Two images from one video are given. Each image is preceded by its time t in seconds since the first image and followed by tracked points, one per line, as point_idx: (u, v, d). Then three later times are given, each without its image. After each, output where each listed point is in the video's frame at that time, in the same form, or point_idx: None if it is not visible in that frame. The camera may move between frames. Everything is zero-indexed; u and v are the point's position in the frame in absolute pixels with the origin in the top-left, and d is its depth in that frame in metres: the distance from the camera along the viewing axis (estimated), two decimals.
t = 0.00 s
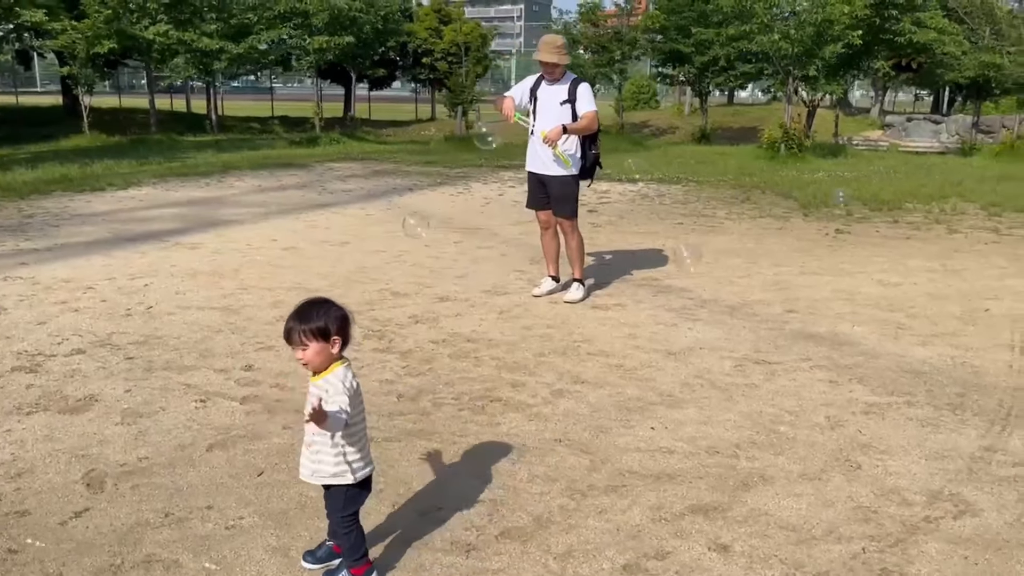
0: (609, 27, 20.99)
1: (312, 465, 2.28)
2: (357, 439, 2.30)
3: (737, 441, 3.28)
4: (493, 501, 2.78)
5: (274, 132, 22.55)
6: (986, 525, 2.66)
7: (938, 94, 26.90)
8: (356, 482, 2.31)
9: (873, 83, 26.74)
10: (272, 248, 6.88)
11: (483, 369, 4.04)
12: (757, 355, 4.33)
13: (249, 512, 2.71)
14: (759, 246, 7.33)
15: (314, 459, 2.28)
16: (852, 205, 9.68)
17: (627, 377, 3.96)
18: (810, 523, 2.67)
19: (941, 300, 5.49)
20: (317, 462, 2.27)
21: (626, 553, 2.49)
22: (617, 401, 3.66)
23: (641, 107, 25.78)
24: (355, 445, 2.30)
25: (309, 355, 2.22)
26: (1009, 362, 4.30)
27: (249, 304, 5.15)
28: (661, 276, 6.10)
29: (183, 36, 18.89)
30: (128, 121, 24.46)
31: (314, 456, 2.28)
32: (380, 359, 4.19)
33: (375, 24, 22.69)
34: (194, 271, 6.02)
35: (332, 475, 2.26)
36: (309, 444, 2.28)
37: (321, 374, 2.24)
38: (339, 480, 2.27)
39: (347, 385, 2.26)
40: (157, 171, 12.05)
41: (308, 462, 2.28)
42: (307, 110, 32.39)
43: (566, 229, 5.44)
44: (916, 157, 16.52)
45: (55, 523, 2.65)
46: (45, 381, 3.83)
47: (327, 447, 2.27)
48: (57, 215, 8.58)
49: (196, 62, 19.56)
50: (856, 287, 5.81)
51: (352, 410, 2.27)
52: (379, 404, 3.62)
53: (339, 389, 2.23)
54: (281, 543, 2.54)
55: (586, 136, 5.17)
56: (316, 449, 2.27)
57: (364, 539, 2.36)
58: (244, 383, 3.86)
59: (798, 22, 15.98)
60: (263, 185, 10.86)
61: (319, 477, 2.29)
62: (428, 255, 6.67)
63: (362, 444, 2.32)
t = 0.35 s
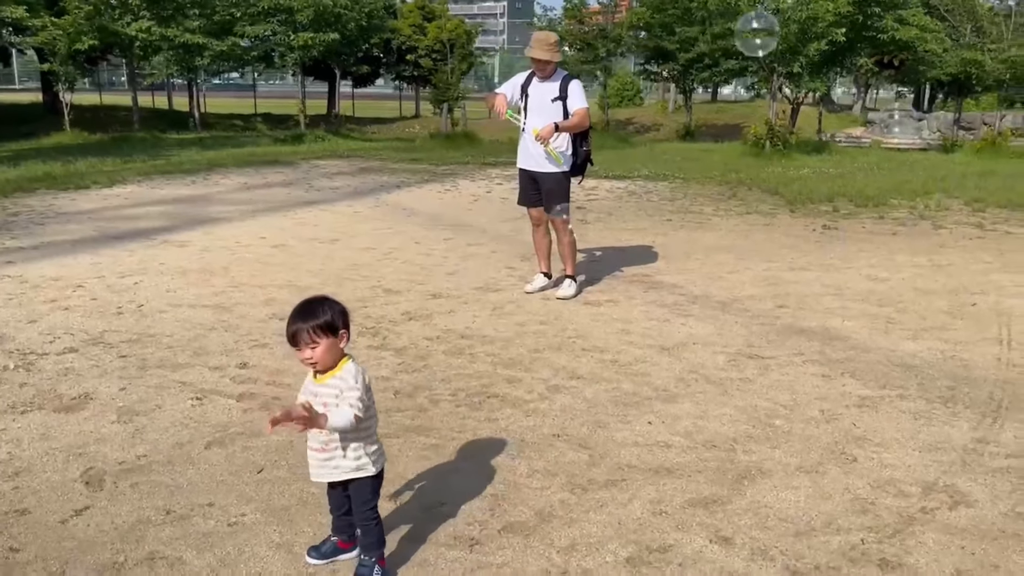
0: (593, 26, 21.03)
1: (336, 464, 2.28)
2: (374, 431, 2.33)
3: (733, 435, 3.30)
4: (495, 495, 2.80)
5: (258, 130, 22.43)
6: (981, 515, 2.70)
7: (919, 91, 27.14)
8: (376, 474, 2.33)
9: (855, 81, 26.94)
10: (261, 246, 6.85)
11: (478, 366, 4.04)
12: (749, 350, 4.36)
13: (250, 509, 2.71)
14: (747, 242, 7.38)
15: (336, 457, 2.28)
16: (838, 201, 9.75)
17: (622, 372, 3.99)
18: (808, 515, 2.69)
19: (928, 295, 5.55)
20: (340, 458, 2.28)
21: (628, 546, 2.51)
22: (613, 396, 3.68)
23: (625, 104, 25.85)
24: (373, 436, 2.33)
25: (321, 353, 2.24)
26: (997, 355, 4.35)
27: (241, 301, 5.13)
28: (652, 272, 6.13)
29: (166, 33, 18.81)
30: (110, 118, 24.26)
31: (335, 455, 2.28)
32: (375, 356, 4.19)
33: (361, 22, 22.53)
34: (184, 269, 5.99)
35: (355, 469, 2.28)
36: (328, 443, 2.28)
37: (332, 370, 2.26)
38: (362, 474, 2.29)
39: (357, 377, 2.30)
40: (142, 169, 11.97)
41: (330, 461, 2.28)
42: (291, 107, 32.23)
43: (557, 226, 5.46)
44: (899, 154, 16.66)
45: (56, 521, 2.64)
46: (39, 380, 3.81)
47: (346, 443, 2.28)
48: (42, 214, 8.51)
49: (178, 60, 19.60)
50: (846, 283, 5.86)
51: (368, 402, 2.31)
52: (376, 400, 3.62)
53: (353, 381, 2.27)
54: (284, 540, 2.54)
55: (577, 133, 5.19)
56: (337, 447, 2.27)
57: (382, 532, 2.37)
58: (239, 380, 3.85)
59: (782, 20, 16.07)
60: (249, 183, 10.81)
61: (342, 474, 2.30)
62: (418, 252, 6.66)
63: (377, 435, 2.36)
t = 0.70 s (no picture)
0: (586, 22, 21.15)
1: (347, 461, 2.30)
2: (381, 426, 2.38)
3: (728, 426, 3.33)
4: (493, 485, 2.83)
5: (251, 125, 22.41)
6: (973, 504, 2.74)
7: (911, 88, 27.25)
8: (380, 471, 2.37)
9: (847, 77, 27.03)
10: (257, 241, 6.87)
11: (474, 359, 4.07)
12: (743, 343, 4.40)
13: (250, 498, 2.73)
14: (741, 237, 7.42)
15: (349, 454, 2.30)
16: (830, 197, 9.80)
17: (617, 364, 4.02)
18: (802, 504, 2.72)
19: (921, 289, 5.59)
20: (354, 455, 2.30)
21: (624, 535, 2.53)
22: (609, 389, 3.71)
23: (619, 101, 25.90)
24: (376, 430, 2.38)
25: (334, 352, 2.24)
26: (989, 348, 4.40)
27: (237, 295, 5.15)
28: (646, 267, 6.16)
29: (158, 28, 18.82)
30: (102, 114, 24.21)
31: (346, 453, 2.30)
32: (371, 349, 4.21)
33: (355, 19, 22.45)
34: (179, 263, 6.00)
35: (369, 465, 2.32)
36: (339, 441, 2.29)
37: (343, 367, 2.28)
38: (373, 470, 2.33)
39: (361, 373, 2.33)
40: (136, 164, 11.96)
41: (343, 459, 2.30)
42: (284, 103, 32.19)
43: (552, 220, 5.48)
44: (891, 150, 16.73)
45: (56, 511, 2.66)
46: (37, 373, 3.82)
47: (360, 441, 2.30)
48: (35, 208, 8.50)
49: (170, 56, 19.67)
50: (838, 277, 5.90)
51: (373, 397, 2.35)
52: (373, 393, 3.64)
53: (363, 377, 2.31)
54: (284, 529, 2.56)
55: (572, 128, 5.21)
56: (351, 445, 2.29)
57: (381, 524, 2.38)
58: (236, 373, 3.87)
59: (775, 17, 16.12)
60: (243, 178, 10.81)
61: (350, 471, 2.32)
62: (413, 247, 6.68)
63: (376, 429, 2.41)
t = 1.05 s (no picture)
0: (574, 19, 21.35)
1: (359, 454, 2.39)
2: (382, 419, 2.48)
3: (710, 415, 3.44)
4: (484, 473, 2.92)
5: (239, 124, 22.40)
6: (944, 486, 2.85)
7: (895, 84, 27.48)
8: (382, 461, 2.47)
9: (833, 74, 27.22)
10: (247, 238, 6.93)
11: (464, 352, 4.16)
12: (727, 335, 4.50)
13: (246, 487, 2.82)
14: (726, 232, 7.53)
15: (361, 445, 2.39)
16: (814, 193, 9.93)
17: (603, 356, 4.12)
18: (781, 488, 2.83)
19: (901, 282, 5.71)
20: (367, 446, 2.40)
21: (609, 518, 2.62)
22: (595, 380, 3.81)
23: (606, 98, 25.98)
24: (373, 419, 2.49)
25: (347, 349, 2.32)
26: (965, 338, 4.52)
27: (229, 292, 5.21)
28: (632, 262, 6.26)
29: (145, 27, 18.79)
30: (88, 114, 24.13)
31: (358, 446, 2.39)
32: (363, 343, 4.30)
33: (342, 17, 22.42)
34: (170, 261, 6.05)
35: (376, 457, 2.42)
36: (352, 434, 2.38)
37: (352, 363, 2.36)
38: (380, 459, 2.44)
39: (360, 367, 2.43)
40: (124, 163, 11.97)
41: (357, 452, 2.38)
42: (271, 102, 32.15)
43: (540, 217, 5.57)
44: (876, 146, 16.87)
45: (58, 500, 2.73)
46: (33, 368, 3.88)
47: (370, 433, 2.40)
48: (24, 208, 8.52)
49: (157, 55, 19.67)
50: (821, 272, 6.02)
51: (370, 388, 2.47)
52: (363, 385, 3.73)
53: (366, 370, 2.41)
54: (281, 515, 2.64)
55: (559, 128, 5.30)
56: (364, 436, 2.39)
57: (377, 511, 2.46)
58: (230, 367, 3.94)
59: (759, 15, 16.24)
60: (232, 177, 10.84)
61: (361, 463, 2.41)
62: (402, 243, 6.76)
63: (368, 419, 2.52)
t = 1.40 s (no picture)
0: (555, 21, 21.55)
1: (344, 438, 2.47)
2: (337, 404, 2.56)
3: (687, 404, 3.57)
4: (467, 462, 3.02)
5: (221, 127, 22.39)
6: (907, 468, 3.01)
7: (873, 84, 27.82)
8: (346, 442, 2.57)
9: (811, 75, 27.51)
10: (233, 240, 7.01)
11: (449, 348, 4.28)
12: (704, 329, 4.64)
13: (240, 477, 2.92)
14: (704, 231, 7.69)
15: (344, 430, 2.47)
16: (791, 192, 10.10)
17: (584, 350, 4.25)
18: (753, 471, 2.97)
19: (873, 278, 5.88)
20: (348, 429, 2.49)
21: (590, 500, 2.75)
22: (577, 372, 3.94)
23: (587, 99, 26.14)
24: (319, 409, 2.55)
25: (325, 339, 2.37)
26: (933, 330, 4.69)
27: (217, 293, 5.30)
28: (613, 261, 6.40)
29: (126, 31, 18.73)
30: (68, 118, 24.01)
31: (341, 431, 2.46)
32: (350, 341, 4.40)
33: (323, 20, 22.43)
34: (157, 263, 6.13)
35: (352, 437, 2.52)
36: (337, 421, 2.45)
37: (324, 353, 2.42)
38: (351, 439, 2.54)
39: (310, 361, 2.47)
40: (107, 167, 11.98)
41: (344, 434, 2.46)
42: (253, 104, 32.07)
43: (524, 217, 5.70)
44: (854, 146, 17.10)
45: (58, 492, 2.83)
46: (27, 368, 3.96)
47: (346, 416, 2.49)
48: (8, 212, 8.54)
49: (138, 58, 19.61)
50: (796, 268, 6.18)
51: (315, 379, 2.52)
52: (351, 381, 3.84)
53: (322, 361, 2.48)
54: (275, 502, 2.75)
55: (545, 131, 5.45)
56: (346, 420, 2.47)
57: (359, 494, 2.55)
58: (221, 365, 4.04)
59: (738, 16, 16.42)
60: (215, 180, 10.88)
61: (344, 447, 2.48)
62: (387, 244, 6.86)
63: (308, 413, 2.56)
